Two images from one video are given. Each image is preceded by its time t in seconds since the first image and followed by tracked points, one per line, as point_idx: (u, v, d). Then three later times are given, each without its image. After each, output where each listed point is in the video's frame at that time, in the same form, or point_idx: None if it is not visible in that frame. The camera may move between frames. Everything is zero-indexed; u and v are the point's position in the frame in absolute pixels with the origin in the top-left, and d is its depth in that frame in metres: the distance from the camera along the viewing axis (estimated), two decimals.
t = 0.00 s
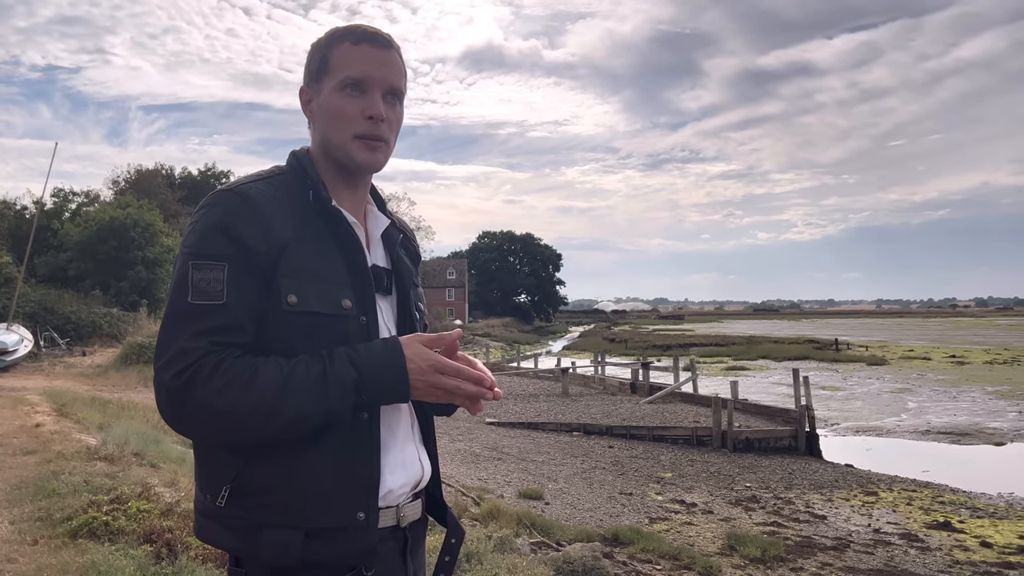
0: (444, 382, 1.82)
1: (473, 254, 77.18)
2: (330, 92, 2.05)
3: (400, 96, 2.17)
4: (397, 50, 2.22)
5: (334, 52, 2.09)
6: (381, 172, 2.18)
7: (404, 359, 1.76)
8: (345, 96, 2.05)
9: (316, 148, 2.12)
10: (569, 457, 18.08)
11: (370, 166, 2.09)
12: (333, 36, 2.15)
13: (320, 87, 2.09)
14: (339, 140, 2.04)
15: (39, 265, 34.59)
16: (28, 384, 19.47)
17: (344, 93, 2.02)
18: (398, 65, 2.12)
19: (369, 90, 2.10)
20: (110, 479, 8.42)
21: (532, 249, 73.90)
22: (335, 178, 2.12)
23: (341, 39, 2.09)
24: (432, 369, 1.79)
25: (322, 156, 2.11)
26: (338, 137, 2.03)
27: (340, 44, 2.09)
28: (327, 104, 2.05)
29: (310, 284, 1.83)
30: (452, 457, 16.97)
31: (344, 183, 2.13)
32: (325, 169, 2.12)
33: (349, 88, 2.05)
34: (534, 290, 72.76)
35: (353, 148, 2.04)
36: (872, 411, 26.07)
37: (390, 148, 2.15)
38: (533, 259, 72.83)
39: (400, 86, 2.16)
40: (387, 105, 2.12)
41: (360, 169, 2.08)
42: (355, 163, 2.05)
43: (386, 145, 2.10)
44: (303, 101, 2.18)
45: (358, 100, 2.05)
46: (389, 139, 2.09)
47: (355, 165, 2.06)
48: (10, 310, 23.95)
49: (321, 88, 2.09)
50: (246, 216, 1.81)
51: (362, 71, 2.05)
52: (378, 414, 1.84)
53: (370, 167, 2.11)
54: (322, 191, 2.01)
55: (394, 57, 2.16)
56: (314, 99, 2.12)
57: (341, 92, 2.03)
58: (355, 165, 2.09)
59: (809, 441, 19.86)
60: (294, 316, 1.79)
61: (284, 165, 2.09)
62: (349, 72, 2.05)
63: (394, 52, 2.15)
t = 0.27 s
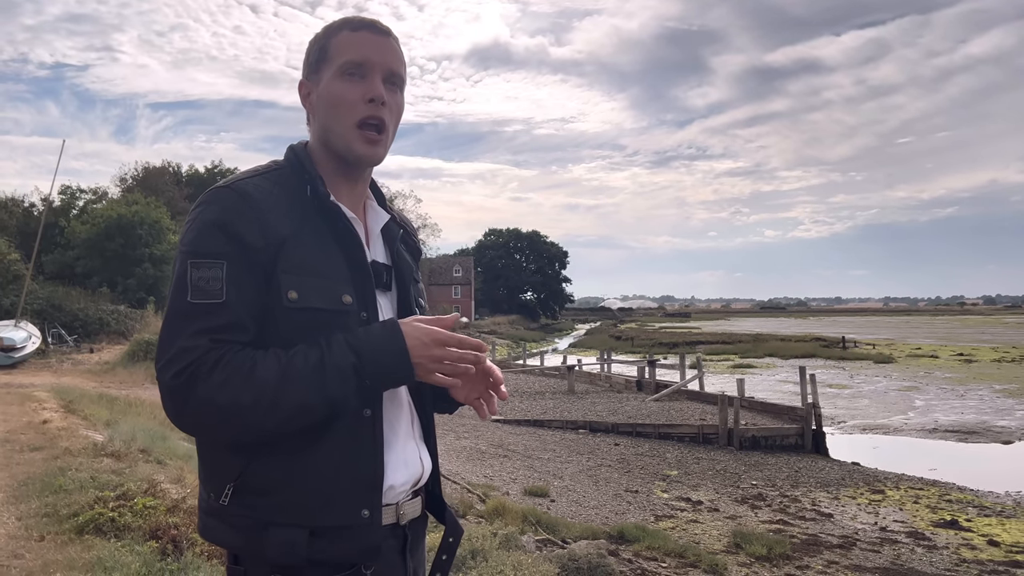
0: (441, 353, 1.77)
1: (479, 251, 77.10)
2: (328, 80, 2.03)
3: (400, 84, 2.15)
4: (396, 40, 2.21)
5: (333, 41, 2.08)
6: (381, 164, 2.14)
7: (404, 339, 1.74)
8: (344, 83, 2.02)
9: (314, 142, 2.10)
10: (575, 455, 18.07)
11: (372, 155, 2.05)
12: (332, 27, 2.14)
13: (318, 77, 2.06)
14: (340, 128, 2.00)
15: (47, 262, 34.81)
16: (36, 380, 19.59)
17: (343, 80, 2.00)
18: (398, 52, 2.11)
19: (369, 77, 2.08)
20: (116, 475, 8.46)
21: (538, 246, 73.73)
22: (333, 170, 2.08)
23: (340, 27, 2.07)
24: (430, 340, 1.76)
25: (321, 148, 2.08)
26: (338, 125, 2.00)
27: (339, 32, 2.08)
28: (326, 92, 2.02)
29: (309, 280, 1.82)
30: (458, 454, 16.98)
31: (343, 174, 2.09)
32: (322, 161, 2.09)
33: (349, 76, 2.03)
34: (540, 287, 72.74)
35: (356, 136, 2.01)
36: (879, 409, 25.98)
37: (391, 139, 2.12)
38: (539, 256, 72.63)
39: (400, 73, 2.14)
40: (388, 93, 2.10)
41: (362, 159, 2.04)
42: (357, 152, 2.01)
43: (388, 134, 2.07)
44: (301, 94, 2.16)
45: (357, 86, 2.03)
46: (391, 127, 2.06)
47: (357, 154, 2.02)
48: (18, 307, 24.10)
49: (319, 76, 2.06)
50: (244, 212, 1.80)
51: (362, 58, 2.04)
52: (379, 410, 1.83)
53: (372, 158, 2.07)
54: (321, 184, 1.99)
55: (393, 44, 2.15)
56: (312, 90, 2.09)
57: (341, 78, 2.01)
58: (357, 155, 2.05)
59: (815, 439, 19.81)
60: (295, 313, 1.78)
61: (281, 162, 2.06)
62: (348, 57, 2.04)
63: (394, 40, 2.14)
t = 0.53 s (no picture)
0: (395, 279, 1.66)
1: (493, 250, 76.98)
2: (334, 79, 2.01)
3: (405, 89, 2.14)
4: (407, 44, 2.20)
5: (341, 41, 2.07)
6: (379, 167, 2.12)
7: (363, 282, 1.66)
8: (349, 84, 2.00)
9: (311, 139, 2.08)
10: (588, 454, 18.02)
11: (371, 158, 2.02)
12: (343, 26, 2.13)
13: (324, 73, 2.05)
14: (341, 127, 1.98)
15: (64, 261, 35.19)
16: (54, 378, 19.82)
17: (348, 79, 1.98)
18: (406, 57, 2.10)
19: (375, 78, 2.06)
20: (130, 473, 8.53)
21: (552, 244, 73.47)
22: (330, 170, 2.06)
23: (350, 26, 2.07)
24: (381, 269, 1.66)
25: (318, 146, 2.06)
26: (338, 124, 1.98)
27: (349, 31, 2.07)
28: (330, 91, 2.01)
29: (300, 278, 1.79)
30: (471, 453, 16.98)
31: (339, 173, 2.07)
32: (320, 161, 2.07)
33: (352, 74, 2.01)
34: (553, 285, 72.61)
35: (355, 138, 1.98)
36: (895, 408, 25.73)
37: (393, 141, 2.09)
38: (553, 255, 72.18)
39: (406, 76, 2.13)
40: (391, 95, 2.08)
41: (362, 162, 2.01)
42: (354, 154, 1.98)
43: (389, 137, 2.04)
44: (305, 90, 2.15)
45: (362, 88, 2.01)
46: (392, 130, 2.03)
47: (355, 156, 1.99)
48: (36, 306, 24.37)
49: (324, 73, 2.05)
50: (233, 210, 1.77)
51: (371, 58, 2.02)
52: (373, 411, 1.82)
53: (372, 160, 2.04)
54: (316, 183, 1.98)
55: (401, 47, 2.14)
56: (318, 88, 2.08)
57: (344, 77, 1.99)
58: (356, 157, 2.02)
59: (831, 438, 19.65)
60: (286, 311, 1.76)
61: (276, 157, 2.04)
62: (354, 58, 2.03)
63: (404, 43, 2.13)
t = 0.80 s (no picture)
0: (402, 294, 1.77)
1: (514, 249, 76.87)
2: (305, 67, 2.13)
3: (377, 67, 2.24)
4: (374, 27, 2.33)
5: (308, 34, 2.21)
6: (364, 145, 2.19)
7: (365, 294, 1.75)
8: (319, 68, 2.14)
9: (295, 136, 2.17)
10: (607, 453, 17.95)
11: (351, 130, 2.09)
12: (311, 18, 2.27)
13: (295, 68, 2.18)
14: (315, 106, 2.08)
15: (91, 262, 35.83)
16: (79, 377, 20.18)
17: (317, 63, 2.11)
18: (371, 34, 2.22)
19: (344, 59, 2.18)
20: (151, 472, 8.63)
21: (572, 243, 73.11)
22: (317, 157, 2.14)
23: (315, 17, 2.21)
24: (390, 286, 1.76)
25: (300, 137, 2.15)
26: (312, 107, 2.07)
27: (315, 21, 2.21)
28: (303, 78, 2.12)
29: (289, 280, 1.81)
30: (490, 452, 16.96)
31: (328, 160, 2.14)
32: (308, 154, 2.15)
33: (319, 60, 2.14)
34: (574, 284, 72.41)
35: (331, 112, 2.06)
36: (921, 407, 25.33)
37: (371, 117, 2.17)
38: (574, 254, 71.71)
39: (376, 55, 2.24)
40: (364, 74, 2.18)
41: (340, 137, 2.08)
42: (334, 130, 2.06)
43: (366, 111, 2.13)
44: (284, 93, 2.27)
45: (330, 68, 2.13)
46: (367, 105, 2.12)
47: (334, 131, 2.07)
48: (63, 306, 24.81)
49: (295, 67, 2.18)
50: (222, 209, 1.80)
51: (335, 39, 2.14)
52: (361, 416, 1.83)
53: (352, 136, 2.11)
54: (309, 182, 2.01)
55: (369, 29, 2.26)
56: (292, 80, 2.20)
57: (313, 62, 2.12)
58: (335, 134, 2.09)
59: (855, 438, 19.39)
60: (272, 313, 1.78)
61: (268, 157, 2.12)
62: (320, 43, 2.16)
63: (370, 25, 2.26)
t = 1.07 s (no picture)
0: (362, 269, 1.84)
1: (539, 248, 76.69)
2: (286, 72, 2.20)
3: (361, 75, 2.30)
4: (363, 30, 2.37)
5: (293, 36, 2.27)
6: (343, 153, 2.27)
7: (320, 276, 1.82)
8: (299, 74, 2.20)
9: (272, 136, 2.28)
10: (632, 454, 17.83)
11: (327, 141, 2.17)
12: (298, 15, 2.32)
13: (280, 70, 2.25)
14: (295, 115, 2.16)
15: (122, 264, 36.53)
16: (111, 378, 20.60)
17: (298, 70, 2.18)
18: (356, 40, 2.27)
19: (326, 66, 2.23)
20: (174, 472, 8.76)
21: (598, 242, 72.68)
22: (297, 162, 2.22)
23: (302, 16, 2.26)
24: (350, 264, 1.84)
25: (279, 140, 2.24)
26: (292, 116, 2.16)
27: (301, 21, 2.26)
28: (284, 83, 2.20)
29: (255, 281, 1.94)
30: (514, 452, 16.93)
31: (304, 166, 2.24)
32: (284, 157, 2.26)
33: (301, 67, 2.20)
34: (600, 284, 72.09)
35: (307, 124, 2.15)
36: (954, 407, 24.84)
37: (350, 127, 2.24)
38: (599, 253, 71.22)
39: (361, 62, 2.29)
40: (346, 83, 2.24)
41: (318, 148, 2.17)
42: (310, 140, 2.15)
43: (343, 121, 2.19)
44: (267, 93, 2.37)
45: (311, 77, 2.20)
46: (345, 115, 2.18)
47: (311, 142, 2.16)
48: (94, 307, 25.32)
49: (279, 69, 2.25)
50: (189, 212, 1.93)
51: (318, 46, 2.20)
52: (339, 419, 1.93)
53: (329, 146, 2.19)
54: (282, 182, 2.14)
55: (356, 35, 2.30)
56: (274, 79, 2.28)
57: (294, 68, 2.19)
58: (312, 143, 2.18)
59: (884, 439, 19.07)
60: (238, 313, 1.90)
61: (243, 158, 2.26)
62: (302, 49, 2.22)
63: (358, 29, 2.30)
